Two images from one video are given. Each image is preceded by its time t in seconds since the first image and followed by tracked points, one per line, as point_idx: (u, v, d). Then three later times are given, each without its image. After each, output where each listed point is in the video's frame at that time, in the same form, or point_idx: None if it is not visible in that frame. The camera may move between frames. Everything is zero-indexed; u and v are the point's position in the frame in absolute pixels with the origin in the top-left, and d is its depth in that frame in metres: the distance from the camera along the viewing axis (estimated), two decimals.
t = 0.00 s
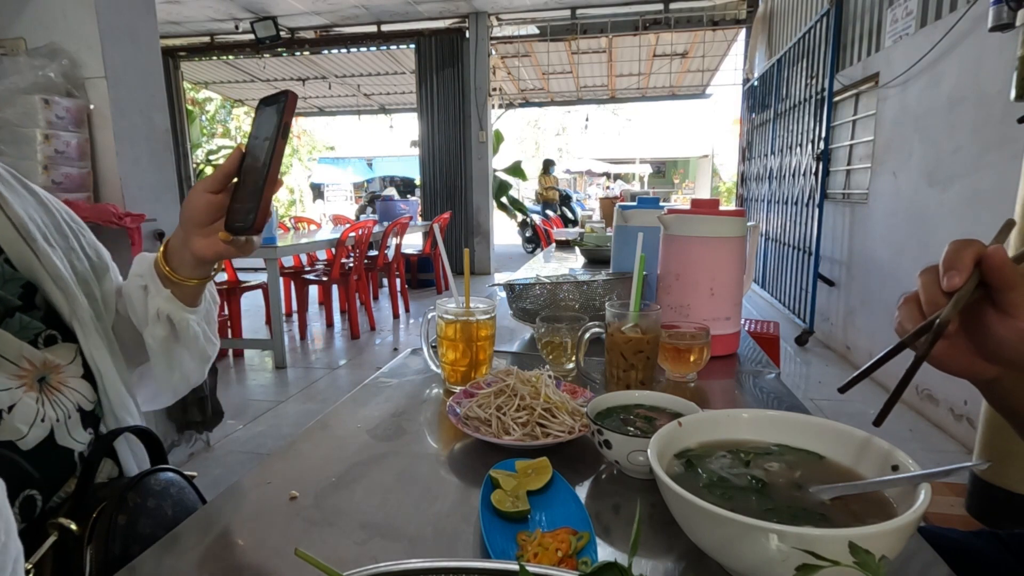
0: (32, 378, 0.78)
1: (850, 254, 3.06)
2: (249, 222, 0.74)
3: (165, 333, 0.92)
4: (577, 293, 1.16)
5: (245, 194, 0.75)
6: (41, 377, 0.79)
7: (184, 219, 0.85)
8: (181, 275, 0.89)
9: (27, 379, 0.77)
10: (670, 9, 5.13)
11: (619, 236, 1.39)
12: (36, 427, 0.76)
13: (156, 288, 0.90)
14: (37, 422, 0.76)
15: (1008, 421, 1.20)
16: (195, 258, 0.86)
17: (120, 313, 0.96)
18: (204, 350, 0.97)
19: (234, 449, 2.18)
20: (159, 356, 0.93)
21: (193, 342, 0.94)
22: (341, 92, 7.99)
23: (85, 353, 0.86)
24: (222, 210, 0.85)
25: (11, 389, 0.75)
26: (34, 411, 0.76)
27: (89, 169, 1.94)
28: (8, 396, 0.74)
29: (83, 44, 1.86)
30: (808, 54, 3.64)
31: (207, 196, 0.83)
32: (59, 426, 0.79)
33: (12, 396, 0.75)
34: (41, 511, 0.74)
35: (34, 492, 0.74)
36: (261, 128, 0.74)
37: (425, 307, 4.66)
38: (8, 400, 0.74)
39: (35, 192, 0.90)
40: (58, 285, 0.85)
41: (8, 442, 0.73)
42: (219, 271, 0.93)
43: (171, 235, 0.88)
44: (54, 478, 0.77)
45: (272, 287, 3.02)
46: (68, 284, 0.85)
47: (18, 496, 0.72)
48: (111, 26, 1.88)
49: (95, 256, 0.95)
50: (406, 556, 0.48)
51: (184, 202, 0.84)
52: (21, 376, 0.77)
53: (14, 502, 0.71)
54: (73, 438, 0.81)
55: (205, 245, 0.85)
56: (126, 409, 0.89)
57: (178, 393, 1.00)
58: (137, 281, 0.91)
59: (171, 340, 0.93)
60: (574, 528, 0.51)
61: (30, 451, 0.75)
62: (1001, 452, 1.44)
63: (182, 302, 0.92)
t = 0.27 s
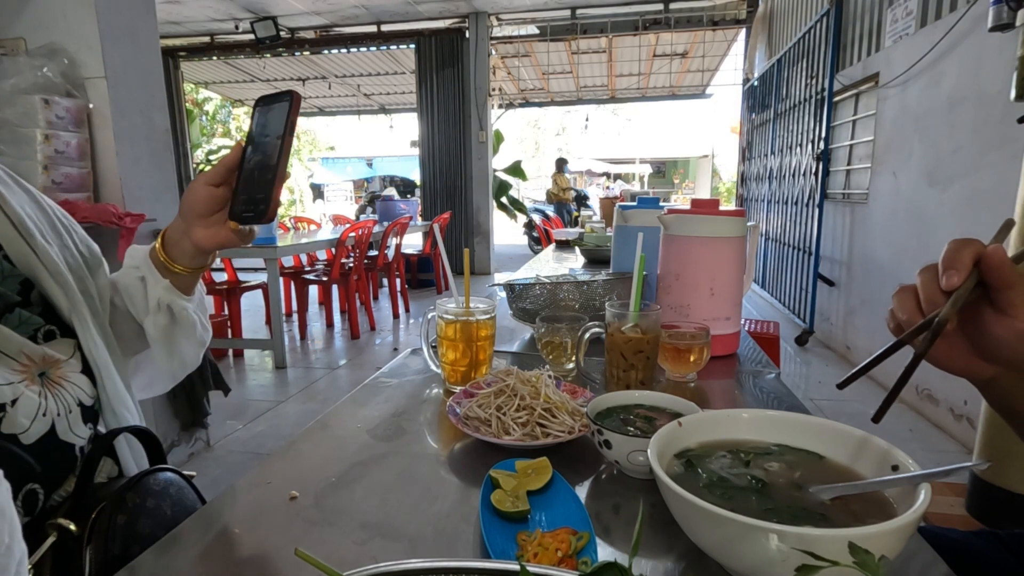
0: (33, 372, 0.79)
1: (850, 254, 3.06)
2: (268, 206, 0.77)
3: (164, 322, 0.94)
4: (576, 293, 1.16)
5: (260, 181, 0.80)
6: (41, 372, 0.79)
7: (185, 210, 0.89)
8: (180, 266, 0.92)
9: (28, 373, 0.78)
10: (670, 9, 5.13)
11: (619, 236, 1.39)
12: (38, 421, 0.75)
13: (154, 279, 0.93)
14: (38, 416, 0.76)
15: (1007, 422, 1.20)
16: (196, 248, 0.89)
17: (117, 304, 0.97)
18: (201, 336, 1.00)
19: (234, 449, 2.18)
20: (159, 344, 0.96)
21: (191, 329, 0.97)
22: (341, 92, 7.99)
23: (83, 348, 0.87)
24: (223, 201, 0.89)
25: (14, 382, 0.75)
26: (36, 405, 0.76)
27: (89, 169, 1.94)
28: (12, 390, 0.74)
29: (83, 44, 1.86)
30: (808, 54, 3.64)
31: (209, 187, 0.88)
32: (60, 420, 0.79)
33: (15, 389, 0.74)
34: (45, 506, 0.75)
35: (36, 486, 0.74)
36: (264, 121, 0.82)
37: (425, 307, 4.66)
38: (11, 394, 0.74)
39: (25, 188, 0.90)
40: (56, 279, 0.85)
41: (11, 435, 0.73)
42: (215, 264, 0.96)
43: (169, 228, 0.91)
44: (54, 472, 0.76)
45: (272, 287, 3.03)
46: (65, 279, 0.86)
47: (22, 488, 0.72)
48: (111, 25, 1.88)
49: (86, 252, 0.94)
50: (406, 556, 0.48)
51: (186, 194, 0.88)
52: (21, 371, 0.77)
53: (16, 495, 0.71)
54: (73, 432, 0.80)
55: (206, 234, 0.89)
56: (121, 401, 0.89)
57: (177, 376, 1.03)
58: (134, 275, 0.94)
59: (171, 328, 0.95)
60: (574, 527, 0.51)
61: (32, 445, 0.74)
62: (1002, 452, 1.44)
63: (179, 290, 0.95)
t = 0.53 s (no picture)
0: (34, 368, 0.78)
1: (850, 254, 3.06)
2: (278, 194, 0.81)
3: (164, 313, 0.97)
4: (576, 293, 1.16)
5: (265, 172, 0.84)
6: (43, 367, 0.79)
7: (185, 204, 0.93)
8: (181, 258, 0.96)
9: (29, 369, 0.78)
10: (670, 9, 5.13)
11: (619, 236, 1.38)
12: (41, 415, 0.75)
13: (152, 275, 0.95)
14: (42, 410, 0.75)
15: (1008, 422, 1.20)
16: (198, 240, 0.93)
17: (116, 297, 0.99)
18: (195, 325, 1.03)
19: (234, 449, 2.18)
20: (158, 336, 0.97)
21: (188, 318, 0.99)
22: (341, 92, 7.98)
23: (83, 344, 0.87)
24: (223, 195, 0.94)
25: (16, 377, 0.75)
26: (39, 400, 0.76)
27: (89, 169, 1.94)
28: (14, 384, 0.74)
29: (83, 44, 1.86)
30: (808, 54, 3.64)
31: (208, 182, 0.92)
32: (62, 415, 0.79)
33: (18, 384, 0.74)
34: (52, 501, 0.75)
35: (41, 481, 0.74)
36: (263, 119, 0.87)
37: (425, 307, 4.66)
38: (13, 388, 0.73)
39: (20, 187, 0.90)
40: (57, 276, 0.86)
41: (15, 430, 0.72)
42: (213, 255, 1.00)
43: (169, 221, 0.95)
44: (56, 467, 0.76)
45: (272, 287, 3.03)
46: (66, 276, 0.86)
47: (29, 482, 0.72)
48: (111, 26, 1.88)
49: (80, 249, 0.94)
50: (407, 556, 0.48)
51: (186, 188, 0.92)
52: (23, 366, 0.77)
53: (21, 488, 0.71)
54: (75, 427, 0.80)
55: (207, 227, 0.93)
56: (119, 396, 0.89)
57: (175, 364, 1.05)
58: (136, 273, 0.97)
59: (169, 320, 0.97)
60: (574, 528, 0.51)
61: (36, 439, 0.74)
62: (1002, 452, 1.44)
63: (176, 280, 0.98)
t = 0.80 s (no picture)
0: (34, 367, 0.79)
1: (850, 254, 3.06)
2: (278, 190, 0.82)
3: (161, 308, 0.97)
4: (576, 293, 1.16)
5: (263, 169, 0.85)
6: (42, 366, 0.79)
7: (182, 202, 0.93)
8: (177, 256, 0.96)
9: (29, 368, 0.78)
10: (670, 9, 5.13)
11: (619, 236, 1.38)
12: (41, 414, 0.75)
13: (150, 272, 0.96)
14: (42, 409, 0.75)
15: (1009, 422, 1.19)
16: (195, 238, 0.94)
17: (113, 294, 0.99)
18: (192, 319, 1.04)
19: (234, 449, 2.18)
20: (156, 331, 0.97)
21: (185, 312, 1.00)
22: (341, 92, 7.98)
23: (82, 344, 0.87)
24: (221, 194, 0.96)
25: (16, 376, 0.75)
26: (39, 399, 0.75)
27: (89, 169, 1.94)
28: (14, 384, 0.74)
29: (82, 44, 1.86)
30: (808, 54, 3.64)
31: (207, 180, 0.94)
32: (62, 414, 0.79)
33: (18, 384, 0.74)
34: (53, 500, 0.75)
35: (41, 480, 0.74)
36: (257, 120, 0.89)
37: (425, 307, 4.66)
38: (13, 388, 0.73)
39: (16, 186, 0.90)
40: (55, 274, 0.86)
41: (16, 429, 0.72)
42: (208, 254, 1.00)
43: (165, 220, 0.95)
44: (55, 467, 0.76)
45: (272, 287, 3.03)
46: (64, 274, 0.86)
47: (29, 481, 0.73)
48: (111, 26, 1.88)
49: (75, 248, 0.95)
50: (407, 556, 0.48)
51: (184, 187, 0.94)
52: (23, 366, 0.77)
53: (21, 487, 0.71)
54: (75, 427, 0.80)
55: (206, 226, 0.94)
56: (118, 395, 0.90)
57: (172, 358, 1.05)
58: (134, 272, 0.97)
59: (167, 316, 0.98)
60: (574, 528, 0.51)
61: (36, 438, 0.74)
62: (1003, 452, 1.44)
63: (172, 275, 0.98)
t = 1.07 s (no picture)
0: (34, 366, 0.79)
1: (850, 254, 3.06)
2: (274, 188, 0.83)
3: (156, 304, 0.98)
4: (576, 293, 1.16)
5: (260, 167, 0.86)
6: (41, 365, 0.79)
7: (177, 199, 0.95)
8: (171, 252, 0.98)
9: (28, 367, 0.77)
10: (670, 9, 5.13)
11: (619, 236, 1.38)
12: (41, 413, 0.75)
13: (145, 269, 0.97)
14: (41, 409, 0.75)
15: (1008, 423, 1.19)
16: (191, 235, 0.96)
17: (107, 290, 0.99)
18: (186, 315, 1.05)
19: (234, 449, 2.18)
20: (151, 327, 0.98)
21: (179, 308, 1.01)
22: (341, 92, 7.98)
23: (81, 343, 0.87)
24: (214, 190, 0.97)
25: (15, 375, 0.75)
26: (38, 399, 0.75)
27: (89, 168, 1.94)
28: (13, 383, 0.73)
29: (82, 43, 1.86)
30: (808, 54, 3.64)
31: (200, 177, 0.95)
32: (61, 413, 0.79)
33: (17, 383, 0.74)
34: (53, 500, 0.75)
35: (42, 478, 0.74)
36: (247, 116, 0.89)
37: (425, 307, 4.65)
38: (13, 386, 0.73)
39: (11, 184, 0.90)
40: (52, 271, 0.86)
41: (16, 428, 0.72)
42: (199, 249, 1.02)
43: (158, 217, 0.96)
44: (56, 465, 0.77)
45: (273, 287, 3.03)
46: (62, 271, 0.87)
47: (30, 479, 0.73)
48: (111, 26, 1.88)
49: (70, 246, 0.95)
50: (406, 556, 0.48)
51: (177, 184, 0.95)
52: (22, 365, 0.77)
53: (21, 485, 0.72)
54: (75, 426, 0.80)
55: (201, 223, 0.96)
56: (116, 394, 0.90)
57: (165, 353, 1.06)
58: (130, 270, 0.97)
59: (162, 312, 0.99)
60: (574, 527, 0.51)
61: (36, 437, 0.74)
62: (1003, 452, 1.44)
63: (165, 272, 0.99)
